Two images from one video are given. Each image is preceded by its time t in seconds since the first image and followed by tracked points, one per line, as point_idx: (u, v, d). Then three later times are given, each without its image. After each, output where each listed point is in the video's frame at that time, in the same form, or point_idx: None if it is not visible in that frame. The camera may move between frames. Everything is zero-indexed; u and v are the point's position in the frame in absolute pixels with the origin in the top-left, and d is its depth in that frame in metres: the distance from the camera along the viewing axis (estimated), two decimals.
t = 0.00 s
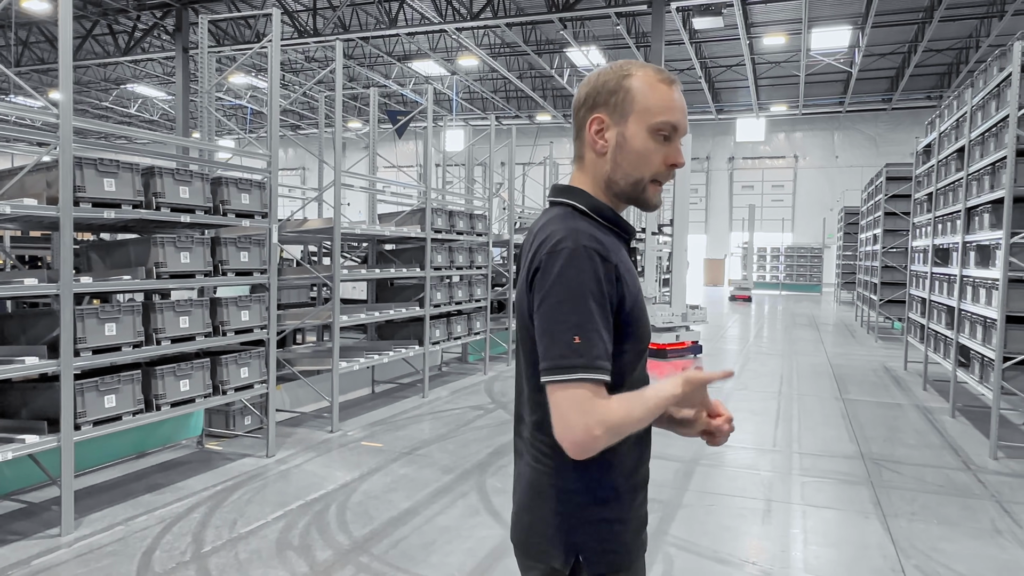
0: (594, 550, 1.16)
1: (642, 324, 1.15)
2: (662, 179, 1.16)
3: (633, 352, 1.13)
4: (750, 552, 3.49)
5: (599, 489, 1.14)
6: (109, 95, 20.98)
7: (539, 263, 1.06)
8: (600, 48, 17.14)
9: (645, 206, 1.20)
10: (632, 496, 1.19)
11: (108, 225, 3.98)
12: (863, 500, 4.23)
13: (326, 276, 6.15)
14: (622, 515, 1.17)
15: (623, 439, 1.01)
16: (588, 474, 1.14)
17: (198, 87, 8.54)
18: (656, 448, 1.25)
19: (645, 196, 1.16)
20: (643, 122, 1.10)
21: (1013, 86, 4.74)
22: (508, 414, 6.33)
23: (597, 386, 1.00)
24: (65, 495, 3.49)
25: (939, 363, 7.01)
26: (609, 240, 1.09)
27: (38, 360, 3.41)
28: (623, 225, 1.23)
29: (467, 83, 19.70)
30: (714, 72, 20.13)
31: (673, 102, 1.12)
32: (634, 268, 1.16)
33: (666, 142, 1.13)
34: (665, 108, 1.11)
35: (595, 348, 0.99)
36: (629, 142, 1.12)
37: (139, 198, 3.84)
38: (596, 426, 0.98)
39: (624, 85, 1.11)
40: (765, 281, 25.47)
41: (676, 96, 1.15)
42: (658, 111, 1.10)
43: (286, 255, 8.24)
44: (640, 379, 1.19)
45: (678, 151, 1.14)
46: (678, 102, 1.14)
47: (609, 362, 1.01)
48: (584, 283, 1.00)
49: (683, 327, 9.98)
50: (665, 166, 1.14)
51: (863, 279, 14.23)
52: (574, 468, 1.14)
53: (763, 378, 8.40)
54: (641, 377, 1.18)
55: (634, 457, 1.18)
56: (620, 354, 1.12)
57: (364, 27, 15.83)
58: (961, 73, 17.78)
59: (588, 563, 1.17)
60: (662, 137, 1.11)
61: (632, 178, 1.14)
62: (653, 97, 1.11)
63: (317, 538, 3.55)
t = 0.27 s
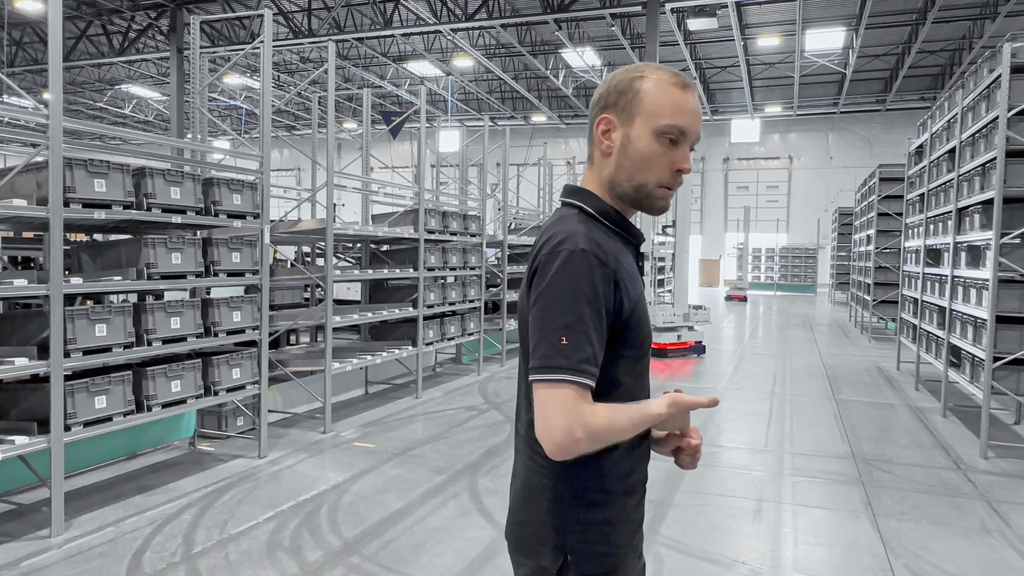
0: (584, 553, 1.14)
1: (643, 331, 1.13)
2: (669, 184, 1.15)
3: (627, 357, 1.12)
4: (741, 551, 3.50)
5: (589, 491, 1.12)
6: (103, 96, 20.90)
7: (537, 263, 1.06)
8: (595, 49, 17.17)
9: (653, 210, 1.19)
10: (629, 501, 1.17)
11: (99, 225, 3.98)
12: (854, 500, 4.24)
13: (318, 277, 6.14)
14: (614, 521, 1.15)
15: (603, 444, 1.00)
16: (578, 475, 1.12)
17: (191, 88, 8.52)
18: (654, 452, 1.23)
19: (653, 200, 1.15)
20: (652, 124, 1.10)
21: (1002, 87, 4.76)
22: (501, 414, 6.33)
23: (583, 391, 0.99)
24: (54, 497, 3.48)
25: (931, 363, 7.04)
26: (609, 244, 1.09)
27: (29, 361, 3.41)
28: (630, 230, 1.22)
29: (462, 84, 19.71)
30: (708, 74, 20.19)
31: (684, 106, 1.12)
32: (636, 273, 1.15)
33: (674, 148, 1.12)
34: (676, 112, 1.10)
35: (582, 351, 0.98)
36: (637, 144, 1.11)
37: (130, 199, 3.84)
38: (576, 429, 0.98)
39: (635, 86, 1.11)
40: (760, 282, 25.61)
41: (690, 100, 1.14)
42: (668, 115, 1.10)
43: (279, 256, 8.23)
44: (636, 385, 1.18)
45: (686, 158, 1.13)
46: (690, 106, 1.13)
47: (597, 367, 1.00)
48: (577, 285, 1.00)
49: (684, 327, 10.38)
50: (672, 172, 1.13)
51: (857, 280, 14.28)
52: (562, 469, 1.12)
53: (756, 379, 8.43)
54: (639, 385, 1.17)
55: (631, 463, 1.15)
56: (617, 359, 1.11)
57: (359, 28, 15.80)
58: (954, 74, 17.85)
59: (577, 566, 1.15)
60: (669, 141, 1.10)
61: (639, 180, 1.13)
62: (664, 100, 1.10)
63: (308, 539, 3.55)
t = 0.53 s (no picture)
0: (582, 547, 1.15)
1: (646, 329, 1.14)
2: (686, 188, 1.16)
3: (630, 356, 1.13)
4: (733, 550, 3.51)
5: (586, 485, 1.13)
6: (97, 96, 20.82)
7: (542, 263, 1.07)
8: (590, 49, 17.17)
9: (667, 214, 1.21)
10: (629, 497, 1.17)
11: (91, 225, 3.98)
12: (847, 499, 4.25)
13: (312, 277, 6.14)
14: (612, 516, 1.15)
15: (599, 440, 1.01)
16: (575, 469, 1.12)
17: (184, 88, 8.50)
18: (652, 450, 1.23)
19: (667, 204, 1.16)
20: (668, 129, 1.11)
21: (993, 88, 4.77)
22: (495, 414, 6.34)
23: (581, 387, 1.00)
24: (46, 497, 3.48)
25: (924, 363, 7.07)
26: (615, 244, 1.09)
27: (20, 361, 3.40)
28: (641, 232, 1.23)
29: (457, 84, 19.68)
30: (703, 74, 20.22)
31: (699, 111, 1.12)
32: (643, 274, 1.16)
33: (691, 153, 1.13)
34: (692, 118, 1.11)
35: (579, 347, 0.99)
36: (652, 150, 1.12)
37: (122, 199, 3.84)
38: (573, 424, 0.98)
39: (652, 91, 1.11)
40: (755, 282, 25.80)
41: (705, 105, 1.15)
42: (684, 120, 1.11)
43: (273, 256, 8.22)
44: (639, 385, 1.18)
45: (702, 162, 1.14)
46: (705, 111, 1.14)
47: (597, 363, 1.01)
48: (577, 282, 1.01)
49: (688, 327, 10.42)
50: (689, 176, 1.14)
51: (851, 280, 14.32)
52: (555, 464, 1.13)
53: (750, 379, 8.44)
54: (642, 383, 1.17)
55: (630, 459, 1.15)
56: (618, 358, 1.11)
57: (355, 28, 15.76)
58: (948, 75, 17.89)
59: (574, 560, 1.15)
60: (687, 147, 1.11)
61: (654, 184, 1.14)
62: (680, 105, 1.11)
63: (300, 539, 3.55)
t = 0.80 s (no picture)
0: (590, 543, 1.14)
1: (663, 331, 1.13)
2: (695, 182, 1.15)
3: (647, 352, 1.12)
4: (727, 550, 3.51)
5: (595, 481, 1.12)
6: (92, 96, 20.74)
7: (560, 258, 1.09)
8: (586, 50, 17.16)
9: (681, 209, 1.20)
10: (640, 497, 1.15)
11: (82, 225, 3.95)
12: (841, 500, 4.25)
13: (306, 278, 6.11)
14: (619, 513, 1.13)
15: (609, 437, 1.01)
16: (580, 464, 1.12)
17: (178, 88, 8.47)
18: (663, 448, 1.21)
19: (678, 199, 1.15)
20: (670, 125, 1.11)
21: (987, 88, 4.77)
22: (490, 415, 6.33)
23: (592, 379, 1.01)
24: (36, 499, 3.45)
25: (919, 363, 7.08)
26: (632, 239, 1.10)
27: (9, 362, 3.37)
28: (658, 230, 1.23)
29: (453, 84, 19.66)
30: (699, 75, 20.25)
31: (704, 104, 1.12)
32: (661, 271, 1.16)
33: (697, 147, 1.13)
34: (694, 112, 1.11)
35: (594, 341, 1.00)
36: (658, 146, 1.12)
37: (113, 199, 3.81)
38: (582, 416, 0.98)
39: (653, 91, 1.12)
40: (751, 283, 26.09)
41: (707, 99, 1.15)
42: (685, 114, 1.11)
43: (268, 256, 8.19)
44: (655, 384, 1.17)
45: (709, 155, 1.14)
46: (708, 105, 1.14)
47: (609, 357, 1.01)
48: (591, 275, 1.02)
49: (696, 328, 10.45)
50: (696, 170, 1.13)
51: (846, 280, 14.34)
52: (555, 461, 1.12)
53: (746, 379, 8.44)
54: (657, 383, 1.16)
55: (636, 457, 1.13)
56: (636, 357, 1.11)
57: (350, 28, 15.71)
58: (944, 75, 17.92)
59: (581, 555, 1.14)
60: (692, 140, 1.11)
61: (663, 181, 1.14)
62: (682, 99, 1.11)
63: (292, 541, 3.53)
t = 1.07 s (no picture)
0: (594, 535, 1.12)
1: (665, 329, 1.14)
2: (698, 177, 1.16)
3: (650, 347, 1.13)
4: (721, 553, 3.49)
5: (601, 473, 1.10)
6: (88, 95, 20.65)
7: (566, 250, 1.12)
8: (583, 50, 17.16)
9: (686, 206, 1.21)
10: (648, 492, 1.13)
11: (71, 225, 3.92)
12: (837, 501, 4.23)
13: (299, 278, 6.08)
14: (625, 508, 1.11)
15: (606, 430, 1.00)
16: (586, 457, 1.11)
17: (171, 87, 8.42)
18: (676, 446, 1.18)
19: (681, 194, 1.17)
20: (668, 122, 1.13)
21: (982, 88, 4.75)
22: (484, 416, 6.31)
23: (587, 367, 1.01)
24: (23, 502, 3.41)
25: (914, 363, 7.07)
26: (636, 233, 1.12)
27: None
28: (668, 228, 1.24)
29: (449, 84, 19.65)
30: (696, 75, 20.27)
31: (705, 101, 1.13)
32: (668, 268, 1.17)
33: (697, 143, 1.14)
34: (695, 109, 1.13)
35: (590, 330, 1.01)
36: (659, 143, 1.14)
37: (102, 199, 3.77)
38: (576, 404, 0.98)
39: (654, 92, 1.15)
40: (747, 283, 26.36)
41: (711, 95, 1.16)
42: (684, 111, 1.13)
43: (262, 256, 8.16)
44: (661, 381, 1.17)
45: (711, 150, 1.14)
46: (712, 101, 1.15)
47: (607, 345, 1.02)
48: (590, 266, 1.04)
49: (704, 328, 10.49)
50: (698, 166, 1.14)
51: (842, 280, 14.37)
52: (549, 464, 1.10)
53: (741, 380, 8.43)
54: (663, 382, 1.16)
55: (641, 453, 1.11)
56: (634, 352, 1.12)
57: (346, 28, 15.67)
58: (940, 76, 17.95)
59: (585, 547, 1.13)
60: (691, 137, 1.13)
61: (665, 178, 1.16)
62: (682, 96, 1.13)
63: (282, 544, 3.50)
